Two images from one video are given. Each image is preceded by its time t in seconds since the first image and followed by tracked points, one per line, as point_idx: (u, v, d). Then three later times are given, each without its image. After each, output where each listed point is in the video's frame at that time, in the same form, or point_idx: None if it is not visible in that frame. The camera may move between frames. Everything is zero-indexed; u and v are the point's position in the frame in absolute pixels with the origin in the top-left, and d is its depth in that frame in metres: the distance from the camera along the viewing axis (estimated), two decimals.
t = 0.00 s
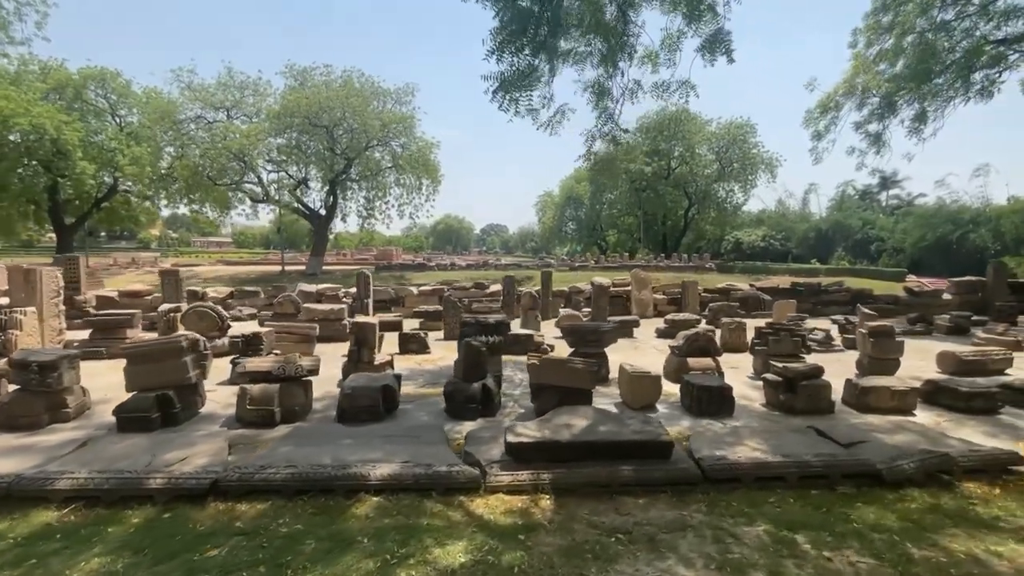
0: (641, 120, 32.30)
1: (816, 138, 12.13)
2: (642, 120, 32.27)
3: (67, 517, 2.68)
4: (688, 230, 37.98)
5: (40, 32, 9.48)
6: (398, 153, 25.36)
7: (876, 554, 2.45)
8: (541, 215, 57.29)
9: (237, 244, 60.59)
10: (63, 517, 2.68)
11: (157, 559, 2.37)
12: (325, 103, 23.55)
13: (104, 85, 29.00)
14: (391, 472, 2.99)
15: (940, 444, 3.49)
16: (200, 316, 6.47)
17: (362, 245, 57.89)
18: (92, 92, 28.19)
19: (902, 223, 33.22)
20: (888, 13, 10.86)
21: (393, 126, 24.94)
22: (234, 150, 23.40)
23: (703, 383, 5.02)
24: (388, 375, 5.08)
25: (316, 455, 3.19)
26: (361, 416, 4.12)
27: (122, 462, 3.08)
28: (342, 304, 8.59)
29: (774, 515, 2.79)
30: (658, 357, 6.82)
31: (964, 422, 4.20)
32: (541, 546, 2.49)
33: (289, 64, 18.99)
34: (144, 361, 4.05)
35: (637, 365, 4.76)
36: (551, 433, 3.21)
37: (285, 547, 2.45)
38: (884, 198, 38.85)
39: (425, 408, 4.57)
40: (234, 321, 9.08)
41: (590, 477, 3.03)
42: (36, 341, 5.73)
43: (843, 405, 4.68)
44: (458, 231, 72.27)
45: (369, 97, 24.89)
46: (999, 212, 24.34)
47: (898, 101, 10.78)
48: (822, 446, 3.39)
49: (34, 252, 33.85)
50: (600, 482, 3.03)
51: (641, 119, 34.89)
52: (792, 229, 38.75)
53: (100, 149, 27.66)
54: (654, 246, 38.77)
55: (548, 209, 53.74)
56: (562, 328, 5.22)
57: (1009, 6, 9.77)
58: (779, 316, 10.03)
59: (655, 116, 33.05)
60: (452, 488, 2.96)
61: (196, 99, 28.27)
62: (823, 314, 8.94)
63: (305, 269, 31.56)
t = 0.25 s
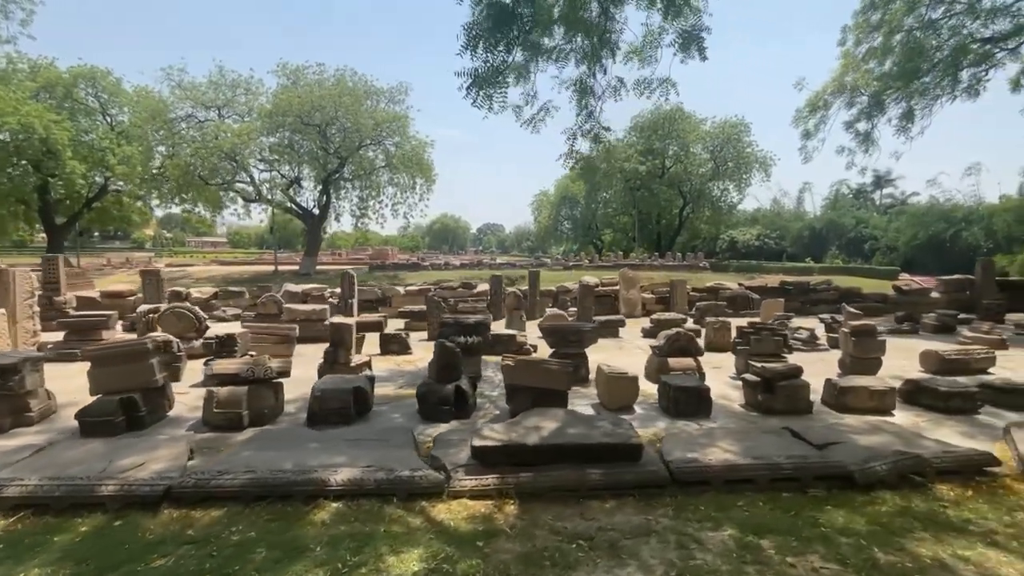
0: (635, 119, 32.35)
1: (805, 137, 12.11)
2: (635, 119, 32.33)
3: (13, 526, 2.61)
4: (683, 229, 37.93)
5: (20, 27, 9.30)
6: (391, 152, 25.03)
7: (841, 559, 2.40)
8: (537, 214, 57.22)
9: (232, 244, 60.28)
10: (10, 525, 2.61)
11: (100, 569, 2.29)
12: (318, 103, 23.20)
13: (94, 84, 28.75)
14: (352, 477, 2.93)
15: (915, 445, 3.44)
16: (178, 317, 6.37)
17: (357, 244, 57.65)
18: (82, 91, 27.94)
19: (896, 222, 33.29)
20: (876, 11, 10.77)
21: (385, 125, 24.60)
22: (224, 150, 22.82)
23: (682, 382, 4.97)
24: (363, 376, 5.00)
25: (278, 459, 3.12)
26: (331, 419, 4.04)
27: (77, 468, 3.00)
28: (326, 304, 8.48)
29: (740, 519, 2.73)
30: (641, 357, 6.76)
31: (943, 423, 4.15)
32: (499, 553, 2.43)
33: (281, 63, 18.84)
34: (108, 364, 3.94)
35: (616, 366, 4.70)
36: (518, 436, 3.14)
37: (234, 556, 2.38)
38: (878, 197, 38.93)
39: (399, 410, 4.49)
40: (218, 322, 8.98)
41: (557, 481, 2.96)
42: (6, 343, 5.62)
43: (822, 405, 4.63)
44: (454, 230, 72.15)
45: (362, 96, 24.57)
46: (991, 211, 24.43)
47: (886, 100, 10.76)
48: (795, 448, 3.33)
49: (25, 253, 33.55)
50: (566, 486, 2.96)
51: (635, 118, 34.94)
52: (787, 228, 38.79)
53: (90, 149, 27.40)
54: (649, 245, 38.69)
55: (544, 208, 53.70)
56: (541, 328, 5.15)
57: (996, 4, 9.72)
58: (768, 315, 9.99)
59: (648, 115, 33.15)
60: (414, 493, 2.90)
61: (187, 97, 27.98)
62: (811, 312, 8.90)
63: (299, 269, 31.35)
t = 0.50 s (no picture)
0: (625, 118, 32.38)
1: (788, 137, 12.16)
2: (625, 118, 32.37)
3: None
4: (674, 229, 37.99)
5: None
6: (383, 152, 24.03)
7: (794, 560, 2.37)
8: (528, 213, 57.19)
9: (221, 244, 59.68)
10: None
11: None
12: (305, 101, 22.09)
13: (77, 82, 28.28)
14: (305, 480, 2.86)
15: (879, 443, 3.43)
16: (149, 318, 6.28)
17: (348, 244, 57.27)
18: (65, 89, 27.46)
19: (884, 221, 33.59)
20: (857, 11, 10.79)
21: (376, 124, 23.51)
22: (210, 148, 21.94)
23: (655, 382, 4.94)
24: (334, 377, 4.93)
25: (231, 463, 3.04)
26: (296, 420, 3.97)
27: (21, 474, 2.92)
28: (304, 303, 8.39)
29: (698, 520, 2.70)
30: (619, 356, 6.73)
31: (911, 420, 4.16)
32: (449, 558, 2.38)
33: (268, 61, 18.60)
34: (61, 366, 3.77)
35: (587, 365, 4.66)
36: (477, 437, 3.09)
37: (174, 563, 2.31)
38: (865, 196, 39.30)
39: (367, 411, 4.42)
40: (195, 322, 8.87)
41: (515, 483, 2.91)
42: None
43: (794, 403, 4.63)
44: (446, 230, 71.97)
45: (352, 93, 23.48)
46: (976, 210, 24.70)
47: (866, 99, 10.82)
48: (759, 447, 3.30)
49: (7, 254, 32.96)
50: (525, 488, 2.91)
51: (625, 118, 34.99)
52: (777, 228, 39.00)
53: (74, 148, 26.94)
54: (640, 244, 38.71)
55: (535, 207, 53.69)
56: (514, 328, 5.10)
57: (973, 5, 9.78)
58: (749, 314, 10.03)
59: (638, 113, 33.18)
60: (369, 497, 2.84)
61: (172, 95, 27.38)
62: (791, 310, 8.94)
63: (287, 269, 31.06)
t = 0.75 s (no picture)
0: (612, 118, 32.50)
1: (769, 137, 12.24)
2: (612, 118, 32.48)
3: None
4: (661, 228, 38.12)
5: None
6: (369, 151, 23.80)
7: (749, 566, 2.34)
8: (517, 213, 57.15)
9: (207, 244, 58.80)
10: None
11: None
12: (289, 100, 21.68)
13: (54, 79, 27.65)
14: (257, 489, 2.78)
15: (843, 444, 3.42)
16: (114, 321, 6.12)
17: (336, 244, 56.80)
18: (43, 87, 26.84)
19: (866, 221, 34.05)
20: (836, 12, 10.86)
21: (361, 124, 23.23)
22: (191, 147, 21.41)
23: (628, 381, 4.91)
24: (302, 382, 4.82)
25: (182, 471, 2.95)
26: (257, 426, 3.88)
27: None
28: (280, 306, 8.26)
29: (657, 525, 2.66)
30: (596, 357, 6.70)
31: (878, 421, 4.17)
32: (398, 569, 2.32)
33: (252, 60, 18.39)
34: (8, 373, 3.61)
35: (558, 368, 4.62)
36: (436, 443, 3.02)
37: None
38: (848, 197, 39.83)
39: (333, 415, 4.33)
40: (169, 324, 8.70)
41: (474, 490, 2.85)
42: None
43: (764, 404, 4.63)
44: (435, 230, 71.65)
45: (337, 92, 23.10)
46: (955, 210, 25.10)
47: (844, 100, 10.96)
48: (724, 449, 3.28)
49: None
50: (483, 494, 2.85)
51: (612, 118, 35.16)
52: (762, 227, 39.36)
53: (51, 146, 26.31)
54: (628, 244, 38.80)
55: (524, 207, 53.69)
56: (486, 330, 5.04)
57: (948, 7, 9.90)
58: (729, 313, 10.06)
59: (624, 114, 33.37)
60: (322, 506, 2.77)
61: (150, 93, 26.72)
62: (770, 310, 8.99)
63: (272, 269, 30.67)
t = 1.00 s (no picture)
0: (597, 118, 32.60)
1: (748, 136, 12.31)
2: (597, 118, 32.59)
3: None
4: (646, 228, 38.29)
5: None
6: (352, 150, 23.34)
7: (708, 572, 2.27)
8: (503, 213, 57.05)
9: (188, 245, 57.72)
10: None
11: None
12: (269, 99, 21.09)
13: (26, 75, 26.87)
14: (201, 499, 2.64)
15: (810, 443, 3.38)
16: (73, 324, 5.90)
17: (320, 244, 56.16)
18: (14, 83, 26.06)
19: (846, 221, 34.55)
20: (812, 13, 10.96)
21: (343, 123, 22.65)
22: (168, 146, 20.81)
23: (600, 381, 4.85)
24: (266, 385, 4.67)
25: (123, 481, 2.80)
26: (212, 432, 3.72)
27: None
28: (253, 307, 8.06)
29: (617, 530, 2.58)
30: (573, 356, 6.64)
31: (848, 418, 4.16)
32: None
33: (231, 57, 18.04)
34: None
35: (529, 368, 4.53)
36: (393, 447, 2.91)
37: None
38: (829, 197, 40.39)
39: (296, 418, 4.21)
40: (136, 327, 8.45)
41: (431, 496, 2.75)
42: None
43: (736, 402, 4.59)
44: (421, 230, 71.22)
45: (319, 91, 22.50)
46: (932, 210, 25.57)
47: (821, 100, 11.07)
48: (690, 450, 3.22)
49: None
50: (441, 500, 2.75)
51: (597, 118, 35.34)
52: (746, 227, 39.75)
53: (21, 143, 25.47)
54: (613, 244, 38.89)
55: (510, 207, 53.61)
56: (457, 330, 4.93)
57: (921, 9, 10.03)
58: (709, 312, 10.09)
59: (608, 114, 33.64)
60: (270, 515, 2.64)
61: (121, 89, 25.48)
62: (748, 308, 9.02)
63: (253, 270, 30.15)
